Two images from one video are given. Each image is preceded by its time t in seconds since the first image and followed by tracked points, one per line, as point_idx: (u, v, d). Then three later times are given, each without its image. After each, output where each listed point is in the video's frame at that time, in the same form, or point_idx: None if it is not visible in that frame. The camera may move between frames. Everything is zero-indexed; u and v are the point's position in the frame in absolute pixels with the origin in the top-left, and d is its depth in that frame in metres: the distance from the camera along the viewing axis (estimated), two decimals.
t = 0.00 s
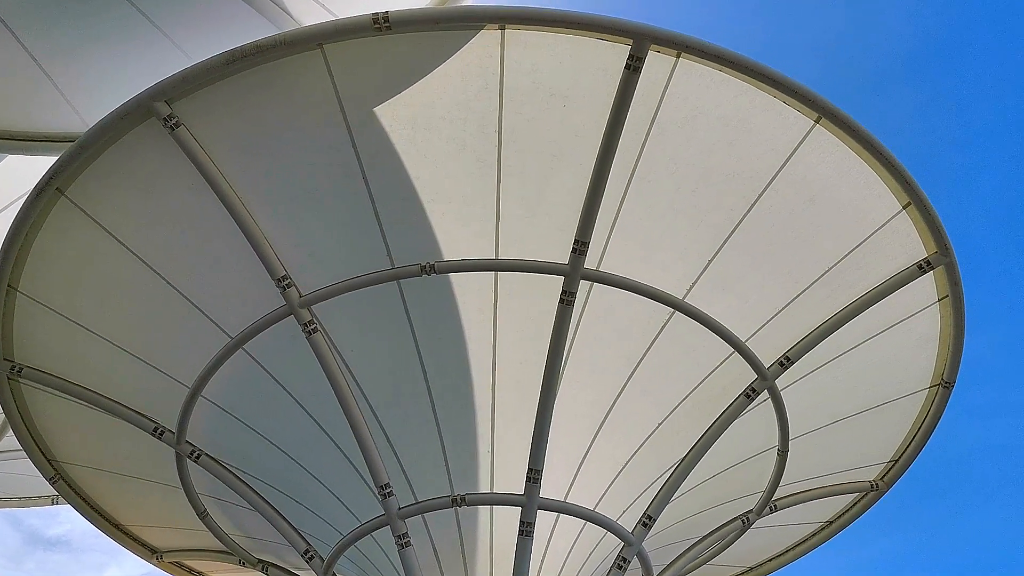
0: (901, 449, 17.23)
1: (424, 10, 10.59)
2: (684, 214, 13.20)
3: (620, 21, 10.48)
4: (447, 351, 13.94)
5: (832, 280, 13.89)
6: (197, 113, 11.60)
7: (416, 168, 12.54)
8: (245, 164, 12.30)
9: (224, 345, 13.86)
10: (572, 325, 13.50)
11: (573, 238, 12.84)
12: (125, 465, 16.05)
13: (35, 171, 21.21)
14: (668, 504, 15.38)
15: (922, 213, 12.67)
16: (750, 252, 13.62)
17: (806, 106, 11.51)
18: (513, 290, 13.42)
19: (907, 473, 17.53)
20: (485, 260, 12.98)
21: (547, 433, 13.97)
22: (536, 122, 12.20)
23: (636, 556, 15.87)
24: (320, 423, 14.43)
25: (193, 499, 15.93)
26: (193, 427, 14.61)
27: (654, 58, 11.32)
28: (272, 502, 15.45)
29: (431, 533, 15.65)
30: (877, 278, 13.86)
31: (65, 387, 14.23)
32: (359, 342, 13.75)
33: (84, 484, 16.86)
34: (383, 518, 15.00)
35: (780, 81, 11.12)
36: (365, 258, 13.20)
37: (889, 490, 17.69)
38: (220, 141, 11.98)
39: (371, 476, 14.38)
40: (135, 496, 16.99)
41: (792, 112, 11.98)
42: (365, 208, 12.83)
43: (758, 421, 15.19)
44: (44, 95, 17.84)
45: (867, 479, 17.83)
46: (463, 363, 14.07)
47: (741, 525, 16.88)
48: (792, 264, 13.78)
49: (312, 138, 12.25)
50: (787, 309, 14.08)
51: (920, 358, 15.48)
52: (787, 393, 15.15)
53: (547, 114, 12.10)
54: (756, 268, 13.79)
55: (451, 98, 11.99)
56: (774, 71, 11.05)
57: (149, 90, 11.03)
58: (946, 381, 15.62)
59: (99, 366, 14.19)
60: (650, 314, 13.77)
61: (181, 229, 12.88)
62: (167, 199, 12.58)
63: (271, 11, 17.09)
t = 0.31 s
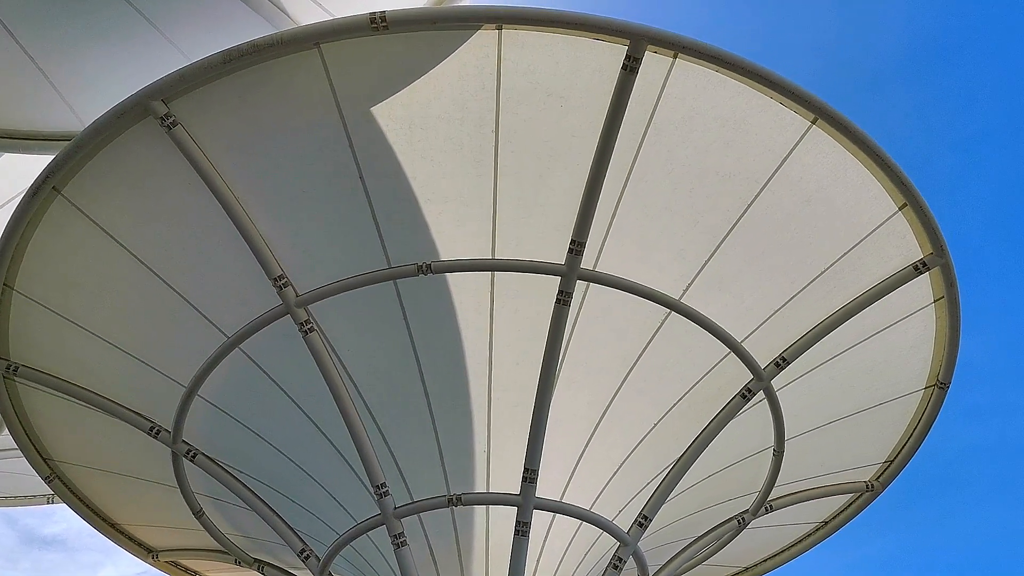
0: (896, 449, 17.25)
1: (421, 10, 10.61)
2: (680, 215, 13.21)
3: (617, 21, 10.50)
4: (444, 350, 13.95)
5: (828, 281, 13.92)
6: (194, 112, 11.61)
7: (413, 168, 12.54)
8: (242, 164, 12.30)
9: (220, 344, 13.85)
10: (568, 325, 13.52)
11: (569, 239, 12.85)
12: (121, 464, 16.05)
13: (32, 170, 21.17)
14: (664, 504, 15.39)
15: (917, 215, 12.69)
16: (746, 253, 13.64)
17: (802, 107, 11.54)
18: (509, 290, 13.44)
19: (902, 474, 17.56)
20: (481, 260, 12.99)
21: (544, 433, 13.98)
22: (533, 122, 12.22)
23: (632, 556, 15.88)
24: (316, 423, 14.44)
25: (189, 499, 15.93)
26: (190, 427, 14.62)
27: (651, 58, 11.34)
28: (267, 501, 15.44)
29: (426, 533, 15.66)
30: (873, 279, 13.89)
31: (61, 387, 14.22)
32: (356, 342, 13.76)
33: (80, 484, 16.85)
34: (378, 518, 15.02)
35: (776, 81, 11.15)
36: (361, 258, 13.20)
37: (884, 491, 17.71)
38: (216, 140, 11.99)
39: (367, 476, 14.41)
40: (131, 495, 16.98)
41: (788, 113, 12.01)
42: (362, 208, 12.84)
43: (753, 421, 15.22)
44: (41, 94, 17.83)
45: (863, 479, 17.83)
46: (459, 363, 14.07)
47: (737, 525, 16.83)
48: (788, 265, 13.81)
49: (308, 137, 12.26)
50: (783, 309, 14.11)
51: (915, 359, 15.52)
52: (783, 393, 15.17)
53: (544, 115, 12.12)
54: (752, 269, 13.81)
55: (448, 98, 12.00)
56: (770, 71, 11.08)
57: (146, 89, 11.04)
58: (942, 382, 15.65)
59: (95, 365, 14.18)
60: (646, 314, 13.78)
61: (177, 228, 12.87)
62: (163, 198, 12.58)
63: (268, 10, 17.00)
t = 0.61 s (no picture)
0: (894, 449, 17.26)
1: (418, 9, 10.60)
2: (678, 215, 13.22)
3: (615, 21, 10.50)
4: (442, 351, 13.94)
5: (825, 281, 13.93)
6: (192, 112, 11.60)
7: (411, 168, 12.53)
8: (240, 164, 12.29)
9: (217, 344, 13.84)
10: (565, 325, 13.51)
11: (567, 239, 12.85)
12: (118, 464, 16.03)
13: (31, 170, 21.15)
14: (662, 504, 15.40)
15: (915, 215, 12.71)
16: (743, 253, 13.65)
17: (800, 107, 11.55)
18: (507, 290, 13.44)
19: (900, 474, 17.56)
20: (479, 260, 12.98)
21: (541, 433, 13.99)
22: (531, 122, 12.22)
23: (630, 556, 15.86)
24: (314, 423, 14.42)
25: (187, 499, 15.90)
26: (187, 427, 14.59)
27: (649, 58, 11.34)
28: (265, 501, 15.43)
29: (424, 533, 15.65)
30: (871, 279, 13.89)
31: (58, 387, 14.20)
32: (354, 342, 13.75)
33: (77, 483, 16.83)
34: (376, 518, 15.01)
35: (774, 82, 11.15)
36: (359, 258, 13.20)
37: (882, 490, 17.73)
38: (214, 139, 11.98)
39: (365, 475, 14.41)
40: (128, 495, 16.96)
41: (786, 113, 12.02)
42: (360, 208, 12.84)
43: (751, 421, 15.22)
44: (39, 94, 17.80)
45: (861, 479, 17.84)
46: (457, 363, 14.06)
47: (735, 525, 16.77)
48: (786, 265, 13.81)
49: (306, 137, 12.25)
50: (781, 310, 14.12)
51: (913, 359, 15.53)
52: (781, 393, 15.18)
53: (542, 114, 12.12)
54: (750, 269, 13.82)
55: (446, 98, 12.01)
56: (768, 72, 11.08)
57: (143, 88, 11.03)
58: (939, 382, 15.67)
59: (92, 365, 14.17)
60: (644, 315, 13.78)
61: (174, 228, 12.85)
62: (161, 197, 12.57)
63: (267, 10, 17.00)
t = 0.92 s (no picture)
0: (893, 449, 17.27)
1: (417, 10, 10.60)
2: (677, 215, 13.22)
3: (613, 21, 10.50)
4: (440, 351, 13.94)
5: (824, 281, 13.93)
6: (190, 113, 11.60)
7: (409, 168, 12.53)
8: (238, 164, 12.28)
9: (216, 344, 13.82)
10: (564, 325, 13.51)
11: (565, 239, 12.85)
12: (117, 465, 16.02)
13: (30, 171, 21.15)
14: (660, 504, 15.39)
15: (914, 215, 12.72)
16: (741, 253, 13.65)
17: (798, 107, 11.56)
18: (505, 290, 13.43)
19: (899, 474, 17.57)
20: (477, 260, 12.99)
21: (540, 433, 13.98)
22: (529, 122, 12.22)
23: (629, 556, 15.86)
24: (312, 424, 14.42)
25: (185, 499, 15.89)
26: (185, 427, 14.59)
27: (648, 58, 11.35)
28: (264, 502, 15.42)
29: (423, 534, 15.64)
30: (870, 279, 13.89)
31: (56, 387, 14.20)
32: (353, 343, 13.75)
33: (76, 484, 16.82)
34: (374, 518, 15.01)
35: (773, 81, 11.16)
36: (357, 258, 13.20)
37: (881, 490, 17.74)
38: (213, 140, 11.98)
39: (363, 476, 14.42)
40: (127, 496, 16.93)
41: (785, 113, 12.03)
42: (358, 208, 12.83)
43: (750, 421, 15.22)
44: (37, 95, 17.79)
45: (860, 479, 17.85)
46: (456, 363, 14.06)
47: (734, 524, 16.87)
48: (784, 265, 13.81)
49: (305, 138, 12.25)
50: (780, 310, 14.13)
51: (911, 359, 15.53)
52: (779, 393, 15.18)
53: (540, 115, 12.13)
54: (749, 269, 13.82)
55: (444, 98, 12.01)
56: (767, 72, 11.08)
57: (142, 89, 11.05)
58: (938, 382, 15.67)
59: (90, 365, 14.16)
60: (643, 315, 13.78)
61: (171, 227, 12.83)
62: (159, 198, 12.56)
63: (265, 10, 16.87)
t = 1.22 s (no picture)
0: (895, 450, 17.26)
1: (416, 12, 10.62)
2: (677, 216, 13.23)
3: (613, 23, 10.51)
4: (441, 353, 13.94)
5: (824, 282, 13.93)
6: (191, 116, 11.62)
7: (410, 170, 12.55)
8: (239, 167, 12.30)
9: (218, 347, 13.82)
10: (565, 327, 13.51)
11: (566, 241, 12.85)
12: (118, 468, 16.02)
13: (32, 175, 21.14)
14: (662, 506, 15.37)
15: (915, 216, 12.72)
16: (742, 254, 13.65)
17: (799, 108, 11.56)
18: (506, 293, 13.44)
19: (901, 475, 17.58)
20: (477, 262, 13.01)
21: (541, 435, 13.98)
22: (529, 124, 12.24)
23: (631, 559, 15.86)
24: (314, 427, 14.43)
25: (187, 502, 15.90)
26: (187, 430, 14.61)
27: (647, 60, 11.35)
28: (265, 505, 15.42)
29: (424, 537, 15.62)
30: (870, 279, 13.89)
31: (58, 391, 14.21)
32: (354, 346, 13.76)
33: (78, 488, 16.82)
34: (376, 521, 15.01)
35: (772, 83, 11.17)
36: (358, 261, 13.22)
37: (883, 492, 17.76)
38: (213, 143, 12.00)
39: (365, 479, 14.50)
40: (128, 499, 16.93)
41: (785, 115, 12.03)
42: (358, 211, 12.84)
43: (752, 423, 15.21)
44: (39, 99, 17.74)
45: (861, 480, 17.87)
46: (457, 366, 14.06)
47: (737, 527, 16.93)
48: (785, 266, 13.81)
49: (305, 140, 12.26)
50: (780, 311, 14.13)
51: (913, 359, 15.52)
52: (780, 395, 15.18)
53: (541, 116, 12.14)
54: (749, 270, 13.82)
55: (444, 100, 12.02)
56: (766, 73, 11.09)
57: (143, 92, 11.10)
58: (940, 383, 15.66)
59: (92, 368, 14.18)
60: (644, 317, 13.78)
61: (172, 231, 12.85)
62: (159, 202, 12.58)
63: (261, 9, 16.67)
